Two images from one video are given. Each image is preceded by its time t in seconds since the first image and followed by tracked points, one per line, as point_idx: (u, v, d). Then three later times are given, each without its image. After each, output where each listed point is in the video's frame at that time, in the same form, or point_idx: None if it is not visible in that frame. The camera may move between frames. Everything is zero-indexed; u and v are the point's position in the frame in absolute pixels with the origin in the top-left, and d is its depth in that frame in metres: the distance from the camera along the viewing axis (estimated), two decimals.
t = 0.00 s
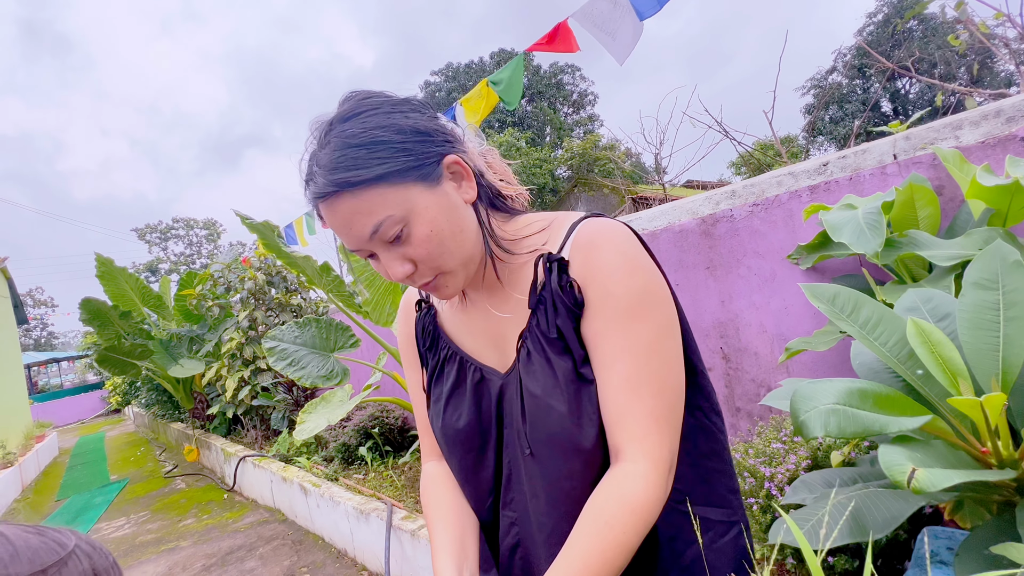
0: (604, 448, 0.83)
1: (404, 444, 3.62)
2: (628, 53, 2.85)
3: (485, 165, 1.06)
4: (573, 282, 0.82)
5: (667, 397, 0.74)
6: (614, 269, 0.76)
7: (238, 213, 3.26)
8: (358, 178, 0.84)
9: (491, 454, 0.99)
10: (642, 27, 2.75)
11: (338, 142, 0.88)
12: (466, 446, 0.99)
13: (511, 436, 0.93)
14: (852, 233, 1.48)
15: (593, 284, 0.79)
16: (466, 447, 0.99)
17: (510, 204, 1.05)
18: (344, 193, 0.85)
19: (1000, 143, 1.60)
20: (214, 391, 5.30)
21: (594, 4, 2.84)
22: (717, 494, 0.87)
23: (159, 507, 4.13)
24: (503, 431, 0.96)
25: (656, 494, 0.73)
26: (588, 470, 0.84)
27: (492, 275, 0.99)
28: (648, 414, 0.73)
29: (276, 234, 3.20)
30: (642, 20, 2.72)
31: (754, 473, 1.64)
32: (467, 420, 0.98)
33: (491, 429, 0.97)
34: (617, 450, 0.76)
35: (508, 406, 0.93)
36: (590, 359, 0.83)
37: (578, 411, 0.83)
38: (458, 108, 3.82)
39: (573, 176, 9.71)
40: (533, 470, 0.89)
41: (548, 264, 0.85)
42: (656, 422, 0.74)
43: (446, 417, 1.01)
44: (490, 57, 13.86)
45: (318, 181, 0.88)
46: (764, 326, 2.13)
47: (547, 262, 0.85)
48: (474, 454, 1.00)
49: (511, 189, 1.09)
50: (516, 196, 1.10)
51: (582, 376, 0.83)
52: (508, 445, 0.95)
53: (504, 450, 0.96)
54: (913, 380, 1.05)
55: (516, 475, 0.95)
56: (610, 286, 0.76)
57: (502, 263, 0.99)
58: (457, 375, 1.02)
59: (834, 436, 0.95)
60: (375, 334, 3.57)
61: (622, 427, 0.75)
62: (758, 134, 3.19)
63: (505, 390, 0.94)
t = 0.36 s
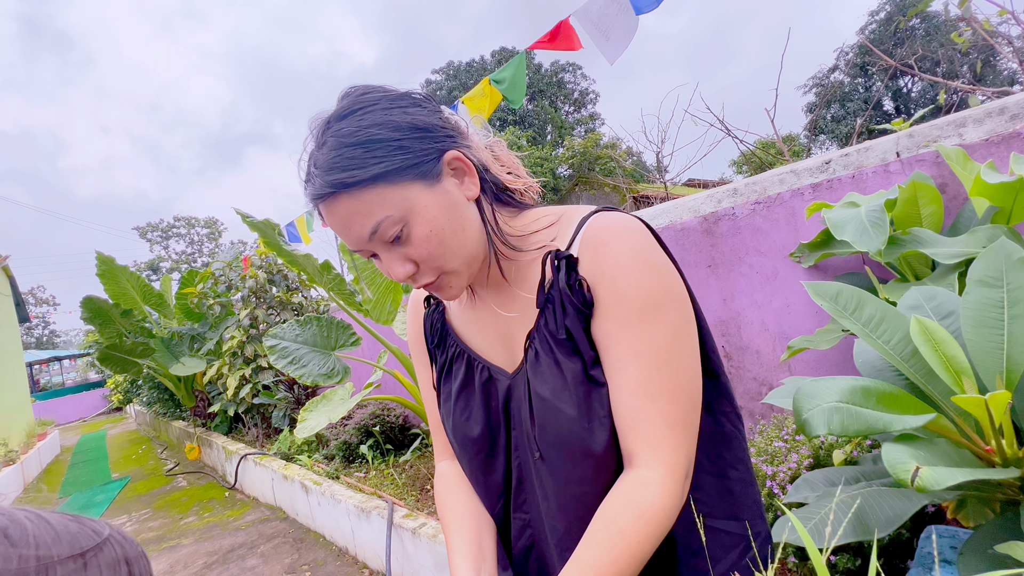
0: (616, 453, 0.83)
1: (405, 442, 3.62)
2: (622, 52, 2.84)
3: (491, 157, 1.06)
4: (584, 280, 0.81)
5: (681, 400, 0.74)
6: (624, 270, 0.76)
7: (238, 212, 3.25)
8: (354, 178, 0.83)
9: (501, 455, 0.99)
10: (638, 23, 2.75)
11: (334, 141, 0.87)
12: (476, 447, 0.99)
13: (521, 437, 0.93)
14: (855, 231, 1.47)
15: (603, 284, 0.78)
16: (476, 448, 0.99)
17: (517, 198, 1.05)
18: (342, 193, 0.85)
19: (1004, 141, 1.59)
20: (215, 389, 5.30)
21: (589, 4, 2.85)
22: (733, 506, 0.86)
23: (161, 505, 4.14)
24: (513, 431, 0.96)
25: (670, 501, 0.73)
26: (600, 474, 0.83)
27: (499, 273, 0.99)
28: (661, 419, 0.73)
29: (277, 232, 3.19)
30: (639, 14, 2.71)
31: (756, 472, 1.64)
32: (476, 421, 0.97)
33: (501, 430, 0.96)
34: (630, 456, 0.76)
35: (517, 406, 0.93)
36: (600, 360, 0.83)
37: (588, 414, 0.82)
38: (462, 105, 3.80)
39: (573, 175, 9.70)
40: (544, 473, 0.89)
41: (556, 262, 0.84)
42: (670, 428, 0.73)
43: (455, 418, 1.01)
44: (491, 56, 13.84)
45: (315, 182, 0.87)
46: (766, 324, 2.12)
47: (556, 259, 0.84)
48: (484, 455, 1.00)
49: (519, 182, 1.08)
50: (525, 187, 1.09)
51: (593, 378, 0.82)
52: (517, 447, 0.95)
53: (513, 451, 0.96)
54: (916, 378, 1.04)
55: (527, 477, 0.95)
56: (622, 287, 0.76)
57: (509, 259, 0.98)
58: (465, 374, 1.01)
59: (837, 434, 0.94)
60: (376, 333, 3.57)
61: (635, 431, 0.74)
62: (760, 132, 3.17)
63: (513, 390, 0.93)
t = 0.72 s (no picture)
0: (623, 457, 0.82)
1: (407, 442, 3.62)
2: (619, 48, 2.83)
3: (491, 156, 1.05)
4: (586, 281, 0.81)
5: (689, 402, 0.74)
6: (629, 270, 0.76)
7: (240, 211, 3.25)
8: (349, 182, 0.83)
9: (507, 458, 0.99)
10: (636, 19, 2.75)
11: (328, 146, 0.87)
12: (481, 450, 0.99)
13: (526, 440, 0.93)
14: (858, 230, 1.47)
15: (606, 284, 0.78)
16: (482, 451, 0.99)
17: (518, 197, 1.04)
18: (337, 199, 0.85)
19: (1008, 140, 1.59)
20: (217, 389, 5.30)
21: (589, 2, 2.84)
22: (743, 507, 0.85)
23: (162, 505, 4.14)
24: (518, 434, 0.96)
25: (679, 505, 0.73)
26: (607, 478, 0.83)
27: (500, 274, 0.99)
28: (669, 421, 0.73)
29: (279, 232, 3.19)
30: (638, 9, 2.72)
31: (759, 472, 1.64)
32: (482, 424, 0.98)
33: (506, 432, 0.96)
34: (639, 458, 0.76)
35: (521, 408, 0.93)
36: (604, 362, 0.83)
37: (594, 417, 0.82)
38: (463, 105, 3.79)
39: (574, 174, 9.69)
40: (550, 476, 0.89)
41: (558, 262, 0.84)
42: (678, 430, 0.73)
43: (460, 422, 1.01)
44: (492, 56, 13.84)
45: (311, 188, 0.88)
46: (768, 324, 2.12)
47: (558, 260, 0.84)
48: (490, 459, 1.00)
49: (518, 180, 1.07)
50: (526, 185, 1.09)
51: (598, 380, 0.82)
52: (523, 449, 0.94)
53: (519, 454, 0.96)
54: (921, 378, 1.04)
55: (533, 480, 0.95)
56: (625, 288, 0.75)
57: (511, 260, 0.98)
58: (469, 376, 1.02)
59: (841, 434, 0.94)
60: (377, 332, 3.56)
61: (642, 433, 0.74)
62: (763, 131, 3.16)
63: (518, 393, 0.93)
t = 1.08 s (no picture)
0: (631, 458, 0.82)
1: (408, 442, 3.62)
2: (625, 51, 2.82)
3: (494, 157, 1.05)
4: (592, 281, 0.80)
5: (697, 402, 0.73)
6: (635, 270, 0.75)
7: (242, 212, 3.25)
8: (353, 187, 0.83)
9: (514, 460, 0.98)
10: (640, 22, 2.74)
11: (332, 150, 0.87)
12: (488, 452, 0.99)
13: (532, 440, 0.92)
14: (863, 230, 1.47)
15: (612, 285, 0.78)
16: (489, 453, 0.99)
17: (522, 197, 1.04)
18: (342, 204, 0.85)
19: (1013, 139, 1.58)
20: (219, 390, 5.30)
21: (592, 4, 2.83)
22: (754, 510, 0.85)
23: (165, 506, 4.15)
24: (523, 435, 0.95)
25: (689, 506, 0.72)
26: (615, 480, 0.83)
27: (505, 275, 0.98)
28: (677, 422, 0.72)
29: (281, 232, 3.19)
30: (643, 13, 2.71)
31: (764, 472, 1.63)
32: (489, 426, 0.97)
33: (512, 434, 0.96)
34: (647, 459, 0.75)
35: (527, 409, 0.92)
36: (612, 363, 0.82)
37: (602, 418, 0.82)
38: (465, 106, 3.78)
39: (575, 175, 9.69)
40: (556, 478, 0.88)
41: (564, 262, 0.83)
42: (687, 431, 0.73)
43: (467, 424, 1.00)
44: (493, 56, 13.85)
45: (316, 193, 0.88)
46: (771, 324, 2.11)
47: (563, 260, 0.83)
48: (496, 460, 0.99)
49: (521, 180, 1.07)
50: (529, 185, 1.08)
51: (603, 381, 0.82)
52: (529, 450, 0.94)
53: (524, 456, 0.95)
54: (927, 378, 1.04)
55: (539, 482, 0.94)
56: (632, 289, 0.75)
57: (516, 261, 0.97)
58: (475, 377, 1.01)
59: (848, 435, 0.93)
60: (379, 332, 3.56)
61: (650, 434, 0.74)
62: (764, 131, 3.17)
63: (524, 394, 0.93)
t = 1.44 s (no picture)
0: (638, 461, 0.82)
1: (410, 444, 3.62)
2: (637, 52, 2.83)
3: (501, 161, 1.05)
4: (599, 284, 0.81)
5: (703, 405, 0.73)
6: (642, 273, 0.76)
7: (245, 214, 3.26)
8: (363, 192, 0.84)
9: (520, 462, 0.99)
10: (647, 28, 2.76)
11: (341, 156, 0.87)
12: (495, 455, 0.99)
13: (539, 443, 0.93)
14: (865, 232, 1.47)
15: (619, 288, 0.78)
16: (496, 456, 0.99)
17: (528, 201, 1.04)
18: (351, 209, 0.85)
19: (1015, 141, 1.58)
20: (220, 392, 5.31)
21: (595, 6, 2.84)
22: (760, 511, 0.85)
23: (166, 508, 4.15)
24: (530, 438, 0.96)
25: (698, 506, 0.73)
26: (623, 482, 0.83)
27: (511, 279, 0.98)
28: (686, 424, 0.73)
29: (284, 235, 3.20)
30: (648, 19, 2.73)
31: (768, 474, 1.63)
32: (495, 429, 0.98)
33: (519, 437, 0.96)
34: (655, 461, 0.75)
35: (534, 412, 0.92)
36: (619, 365, 0.83)
37: (610, 421, 0.82)
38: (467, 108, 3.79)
39: (575, 176, 9.71)
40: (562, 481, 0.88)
41: (570, 266, 0.84)
42: (695, 433, 0.73)
43: (474, 427, 1.01)
44: (494, 58, 13.88)
45: (324, 199, 0.88)
46: (774, 326, 2.11)
47: (570, 263, 0.84)
48: (502, 463, 0.99)
49: (527, 184, 1.07)
50: (535, 189, 1.09)
51: (610, 384, 0.82)
52: (535, 453, 0.94)
53: (531, 458, 0.95)
54: (931, 380, 1.04)
55: (545, 484, 0.95)
56: (639, 292, 0.75)
57: (523, 264, 0.98)
58: (482, 380, 1.01)
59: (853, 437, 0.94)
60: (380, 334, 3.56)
61: (657, 435, 0.74)
62: (766, 132, 3.17)
63: (531, 396, 0.93)
